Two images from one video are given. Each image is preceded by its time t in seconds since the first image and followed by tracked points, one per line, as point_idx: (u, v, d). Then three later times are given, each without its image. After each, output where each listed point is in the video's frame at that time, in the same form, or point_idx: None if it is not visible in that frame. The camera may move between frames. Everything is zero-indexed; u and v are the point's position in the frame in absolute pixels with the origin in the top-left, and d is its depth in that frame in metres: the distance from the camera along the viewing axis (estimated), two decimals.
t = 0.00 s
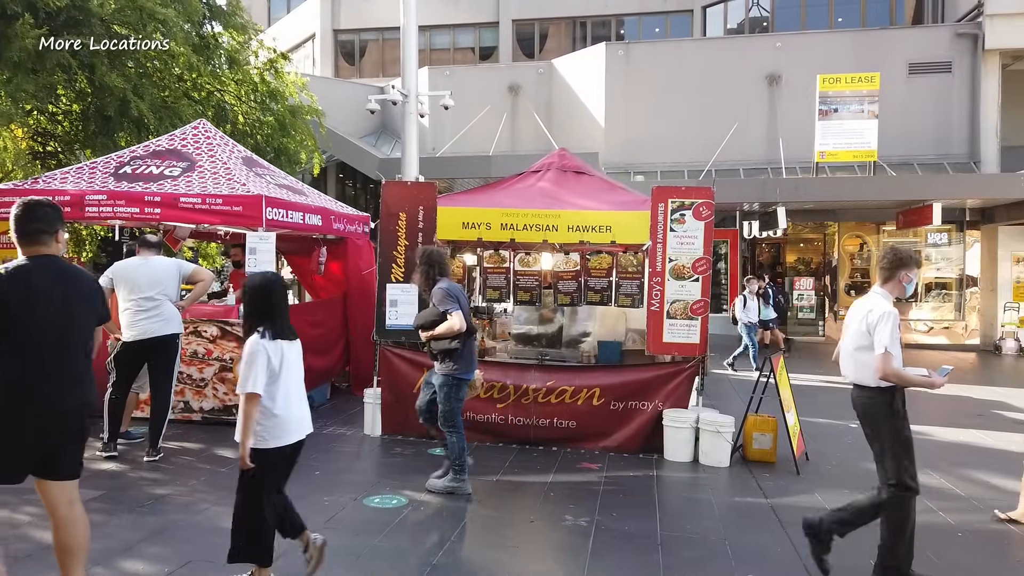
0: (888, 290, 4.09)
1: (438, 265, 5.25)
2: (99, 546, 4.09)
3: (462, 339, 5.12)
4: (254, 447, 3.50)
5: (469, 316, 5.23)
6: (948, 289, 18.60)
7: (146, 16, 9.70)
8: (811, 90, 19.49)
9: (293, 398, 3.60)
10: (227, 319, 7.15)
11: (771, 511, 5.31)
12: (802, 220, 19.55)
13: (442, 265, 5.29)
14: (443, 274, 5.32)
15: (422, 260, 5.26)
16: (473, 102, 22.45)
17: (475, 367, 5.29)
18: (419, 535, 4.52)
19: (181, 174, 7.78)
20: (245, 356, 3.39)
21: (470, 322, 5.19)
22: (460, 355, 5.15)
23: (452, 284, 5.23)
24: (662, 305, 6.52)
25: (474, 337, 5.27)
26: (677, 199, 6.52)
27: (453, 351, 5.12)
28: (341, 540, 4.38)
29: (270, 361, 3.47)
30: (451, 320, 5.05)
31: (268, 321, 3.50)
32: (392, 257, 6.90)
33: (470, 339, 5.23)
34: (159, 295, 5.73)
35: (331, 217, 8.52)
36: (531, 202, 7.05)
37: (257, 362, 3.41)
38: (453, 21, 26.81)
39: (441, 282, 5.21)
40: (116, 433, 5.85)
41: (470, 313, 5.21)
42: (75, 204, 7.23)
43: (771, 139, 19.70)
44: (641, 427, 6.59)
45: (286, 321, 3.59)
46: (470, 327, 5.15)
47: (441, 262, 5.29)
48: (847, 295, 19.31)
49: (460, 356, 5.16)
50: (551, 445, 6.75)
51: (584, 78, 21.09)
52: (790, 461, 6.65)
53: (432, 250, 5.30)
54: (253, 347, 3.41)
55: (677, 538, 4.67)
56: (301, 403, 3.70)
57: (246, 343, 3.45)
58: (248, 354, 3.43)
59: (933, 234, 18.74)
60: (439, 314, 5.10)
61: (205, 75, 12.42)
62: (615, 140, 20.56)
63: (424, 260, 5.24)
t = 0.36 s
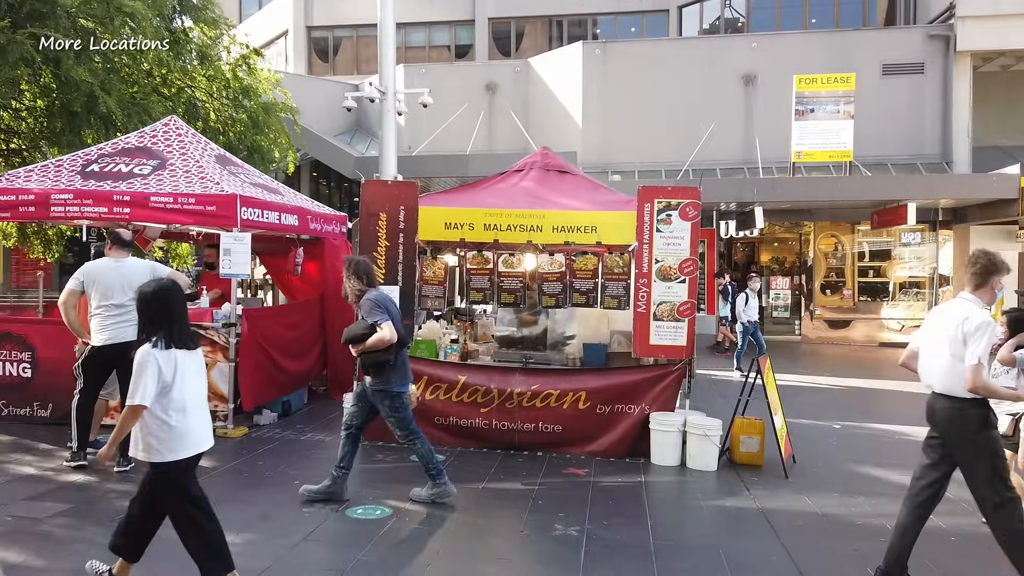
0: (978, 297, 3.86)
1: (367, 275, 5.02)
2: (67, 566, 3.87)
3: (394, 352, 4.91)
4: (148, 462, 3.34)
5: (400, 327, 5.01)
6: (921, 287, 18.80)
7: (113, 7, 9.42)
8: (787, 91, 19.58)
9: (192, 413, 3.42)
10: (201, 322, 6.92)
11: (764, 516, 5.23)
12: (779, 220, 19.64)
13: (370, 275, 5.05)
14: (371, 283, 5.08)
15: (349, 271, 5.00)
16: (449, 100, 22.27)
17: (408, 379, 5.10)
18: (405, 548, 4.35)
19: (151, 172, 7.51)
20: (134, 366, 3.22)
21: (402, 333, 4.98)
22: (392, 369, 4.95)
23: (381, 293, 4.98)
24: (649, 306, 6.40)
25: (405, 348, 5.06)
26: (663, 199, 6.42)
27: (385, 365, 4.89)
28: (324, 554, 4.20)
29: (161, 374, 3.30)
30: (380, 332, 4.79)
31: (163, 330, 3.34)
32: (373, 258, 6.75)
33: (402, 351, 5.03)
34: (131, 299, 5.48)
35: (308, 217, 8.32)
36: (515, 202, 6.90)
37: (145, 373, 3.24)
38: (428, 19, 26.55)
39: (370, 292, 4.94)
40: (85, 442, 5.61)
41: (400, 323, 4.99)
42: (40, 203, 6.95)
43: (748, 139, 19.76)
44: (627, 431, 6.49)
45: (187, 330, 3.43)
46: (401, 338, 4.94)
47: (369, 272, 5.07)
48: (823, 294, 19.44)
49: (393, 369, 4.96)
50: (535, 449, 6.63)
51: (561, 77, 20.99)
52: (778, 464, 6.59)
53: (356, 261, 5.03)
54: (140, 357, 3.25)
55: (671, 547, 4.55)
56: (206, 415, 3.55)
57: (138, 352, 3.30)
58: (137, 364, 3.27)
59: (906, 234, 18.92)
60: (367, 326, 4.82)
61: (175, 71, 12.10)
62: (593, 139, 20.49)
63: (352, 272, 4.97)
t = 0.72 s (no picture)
0: None
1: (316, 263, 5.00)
2: None
3: (341, 341, 4.84)
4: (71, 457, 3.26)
5: (349, 316, 4.96)
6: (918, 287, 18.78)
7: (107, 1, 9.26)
8: (784, 90, 19.52)
9: (115, 405, 3.35)
10: (198, 323, 6.76)
11: (779, 520, 5.12)
12: (776, 219, 19.58)
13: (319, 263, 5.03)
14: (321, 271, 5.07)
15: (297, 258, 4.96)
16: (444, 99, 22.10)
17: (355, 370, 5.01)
18: (415, 556, 4.22)
19: (147, 169, 7.35)
20: (54, 356, 3.15)
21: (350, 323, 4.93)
22: (336, 359, 4.85)
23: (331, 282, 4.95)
24: (657, 306, 6.28)
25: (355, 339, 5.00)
26: (672, 198, 6.29)
27: (331, 353, 4.80)
28: (332, 563, 4.06)
29: (84, 365, 3.23)
30: (327, 319, 4.72)
31: (85, 319, 3.28)
32: (375, 257, 6.63)
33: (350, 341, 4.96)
34: (131, 302, 5.40)
35: (306, 215, 8.17)
36: (519, 201, 6.76)
37: (67, 364, 3.16)
38: (422, 17, 26.37)
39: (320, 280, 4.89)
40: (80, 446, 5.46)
41: (348, 312, 4.94)
42: (33, 201, 6.79)
43: (745, 139, 19.68)
44: (635, 433, 6.37)
45: (109, 320, 3.37)
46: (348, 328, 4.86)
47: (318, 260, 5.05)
48: (820, 294, 19.39)
49: (338, 359, 4.86)
50: (541, 452, 6.52)
51: (557, 75, 20.86)
52: (788, 467, 6.47)
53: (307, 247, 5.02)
54: (62, 348, 3.17)
55: (689, 554, 4.43)
56: (133, 407, 3.48)
57: (58, 342, 3.22)
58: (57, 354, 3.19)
59: (903, 233, 18.89)
60: (314, 313, 4.74)
61: (168, 67, 11.91)
62: (589, 138, 20.37)
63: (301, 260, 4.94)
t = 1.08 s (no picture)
0: None
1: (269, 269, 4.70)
2: None
3: (301, 348, 4.52)
4: None
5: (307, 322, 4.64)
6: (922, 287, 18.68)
7: None
8: (787, 90, 19.42)
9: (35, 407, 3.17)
10: (205, 323, 6.61)
11: (807, 526, 4.99)
12: (780, 219, 19.47)
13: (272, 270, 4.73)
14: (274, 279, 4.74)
15: (248, 267, 4.66)
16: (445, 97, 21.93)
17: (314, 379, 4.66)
18: (439, 565, 4.07)
19: (152, 166, 7.18)
20: None
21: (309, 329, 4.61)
22: (294, 367, 4.50)
23: (283, 287, 4.64)
24: (677, 306, 6.13)
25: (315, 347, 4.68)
26: (691, 195, 6.15)
27: (289, 361, 4.47)
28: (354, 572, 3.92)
29: None
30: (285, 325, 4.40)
31: None
32: (387, 256, 6.49)
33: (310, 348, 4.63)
34: (141, 303, 5.27)
35: (313, 213, 8.03)
36: (535, 198, 6.61)
37: None
38: (421, 15, 26.21)
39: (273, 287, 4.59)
40: (88, 451, 5.31)
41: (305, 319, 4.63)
42: (35, 198, 6.63)
43: (749, 139, 19.57)
44: (654, 436, 6.24)
45: (23, 317, 3.15)
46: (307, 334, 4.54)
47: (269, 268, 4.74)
48: (824, 294, 19.30)
49: (297, 368, 4.52)
50: (557, 455, 6.37)
51: (559, 73, 20.72)
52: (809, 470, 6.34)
53: (257, 256, 4.72)
54: None
55: (720, 562, 4.30)
56: (51, 406, 3.31)
57: None
58: None
59: (907, 233, 18.79)
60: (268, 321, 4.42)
61: (170, 63, 11.74)
62: (591, 136, 20.24)
63: (252, 267, 4.64)
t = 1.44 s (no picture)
0: None
1: (223, 258, 4.58)
2: None
3: (254, 341, 4.38)
4: None
5: (260, 316, 4.50)
6: (926, 287, 18.58)
7: None
8: (792, 89, 19.28)
9: None
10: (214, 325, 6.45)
11: (842, 536, 4.83)
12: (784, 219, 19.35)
13: (226, 259, 4.61)
14: (226, 269, 4.62)
15: (201, 254, 4.51)
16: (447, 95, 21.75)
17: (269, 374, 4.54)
18: None
19: (158, 164, 7.00)
20: None
21: (261, 322, 4.48)
22: (248, 362, 4.35)
23: (235, 277, 4.50)
24: (700, 308, 5.99)
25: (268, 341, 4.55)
26: (715, 194, 5.99)
27: (241, 356, 4.31)
28: None
29: None
30: (236, 317, 4.26)
31: None
32: (402, 256, 6.33)
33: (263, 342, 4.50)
34: (151, 307, 5.15)
35: (322, 213, 7.87)
36: (553, 197, 6.45)
37: None
38: (422, 13, 26.03)
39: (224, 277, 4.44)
40: (98, 458, 5.13)
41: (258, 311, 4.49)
42: (39, 197, 6.44)
43: (753, 138, 19.43)
44: (676, 441, 6.08)
45: None
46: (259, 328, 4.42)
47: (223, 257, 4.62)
48: (828, 295, 19.23)
49: (250, 363, 4.37)
50: (576, 460, 6.20)
51: (561, 72, 20.56)
52: (835, 477, 6.19)
53: (211, 243, 4.58)
54: None
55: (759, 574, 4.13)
56: None
57: None
58: None
59: (912, 233, 18.67)
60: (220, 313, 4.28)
61: (172, 59, 11.54)
62: (594, 135, 20.09)
63: (205, 254, 4.50)
